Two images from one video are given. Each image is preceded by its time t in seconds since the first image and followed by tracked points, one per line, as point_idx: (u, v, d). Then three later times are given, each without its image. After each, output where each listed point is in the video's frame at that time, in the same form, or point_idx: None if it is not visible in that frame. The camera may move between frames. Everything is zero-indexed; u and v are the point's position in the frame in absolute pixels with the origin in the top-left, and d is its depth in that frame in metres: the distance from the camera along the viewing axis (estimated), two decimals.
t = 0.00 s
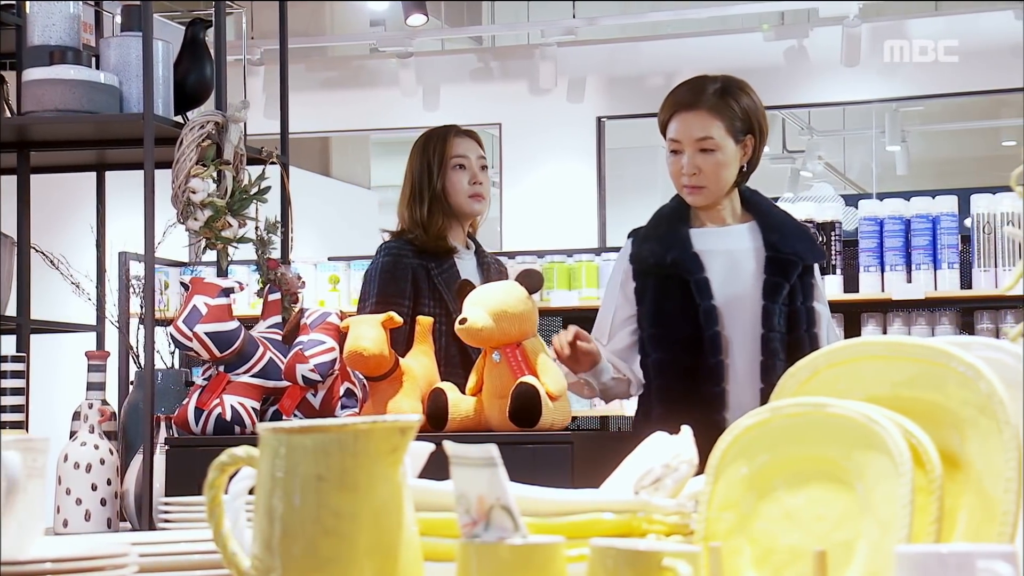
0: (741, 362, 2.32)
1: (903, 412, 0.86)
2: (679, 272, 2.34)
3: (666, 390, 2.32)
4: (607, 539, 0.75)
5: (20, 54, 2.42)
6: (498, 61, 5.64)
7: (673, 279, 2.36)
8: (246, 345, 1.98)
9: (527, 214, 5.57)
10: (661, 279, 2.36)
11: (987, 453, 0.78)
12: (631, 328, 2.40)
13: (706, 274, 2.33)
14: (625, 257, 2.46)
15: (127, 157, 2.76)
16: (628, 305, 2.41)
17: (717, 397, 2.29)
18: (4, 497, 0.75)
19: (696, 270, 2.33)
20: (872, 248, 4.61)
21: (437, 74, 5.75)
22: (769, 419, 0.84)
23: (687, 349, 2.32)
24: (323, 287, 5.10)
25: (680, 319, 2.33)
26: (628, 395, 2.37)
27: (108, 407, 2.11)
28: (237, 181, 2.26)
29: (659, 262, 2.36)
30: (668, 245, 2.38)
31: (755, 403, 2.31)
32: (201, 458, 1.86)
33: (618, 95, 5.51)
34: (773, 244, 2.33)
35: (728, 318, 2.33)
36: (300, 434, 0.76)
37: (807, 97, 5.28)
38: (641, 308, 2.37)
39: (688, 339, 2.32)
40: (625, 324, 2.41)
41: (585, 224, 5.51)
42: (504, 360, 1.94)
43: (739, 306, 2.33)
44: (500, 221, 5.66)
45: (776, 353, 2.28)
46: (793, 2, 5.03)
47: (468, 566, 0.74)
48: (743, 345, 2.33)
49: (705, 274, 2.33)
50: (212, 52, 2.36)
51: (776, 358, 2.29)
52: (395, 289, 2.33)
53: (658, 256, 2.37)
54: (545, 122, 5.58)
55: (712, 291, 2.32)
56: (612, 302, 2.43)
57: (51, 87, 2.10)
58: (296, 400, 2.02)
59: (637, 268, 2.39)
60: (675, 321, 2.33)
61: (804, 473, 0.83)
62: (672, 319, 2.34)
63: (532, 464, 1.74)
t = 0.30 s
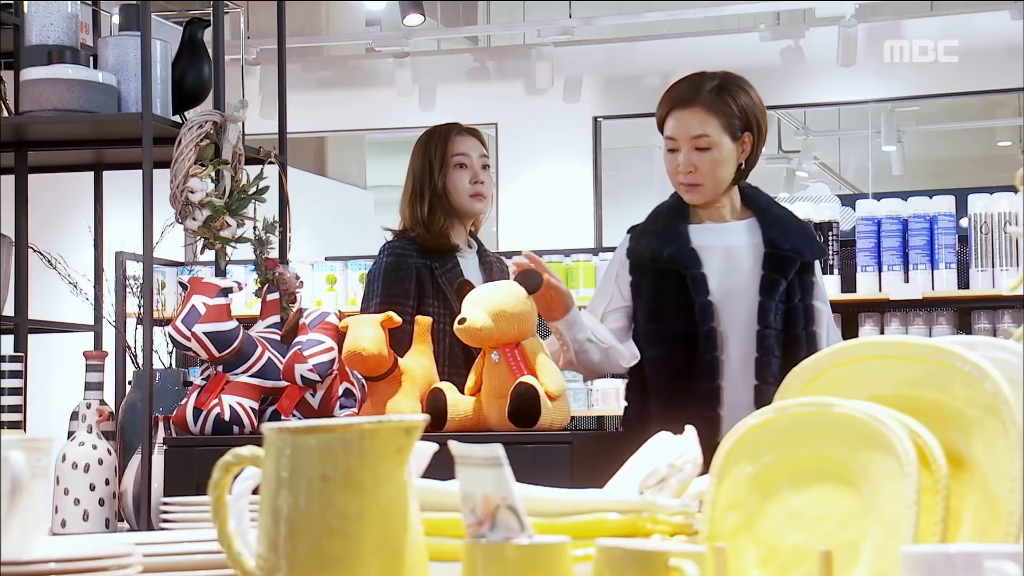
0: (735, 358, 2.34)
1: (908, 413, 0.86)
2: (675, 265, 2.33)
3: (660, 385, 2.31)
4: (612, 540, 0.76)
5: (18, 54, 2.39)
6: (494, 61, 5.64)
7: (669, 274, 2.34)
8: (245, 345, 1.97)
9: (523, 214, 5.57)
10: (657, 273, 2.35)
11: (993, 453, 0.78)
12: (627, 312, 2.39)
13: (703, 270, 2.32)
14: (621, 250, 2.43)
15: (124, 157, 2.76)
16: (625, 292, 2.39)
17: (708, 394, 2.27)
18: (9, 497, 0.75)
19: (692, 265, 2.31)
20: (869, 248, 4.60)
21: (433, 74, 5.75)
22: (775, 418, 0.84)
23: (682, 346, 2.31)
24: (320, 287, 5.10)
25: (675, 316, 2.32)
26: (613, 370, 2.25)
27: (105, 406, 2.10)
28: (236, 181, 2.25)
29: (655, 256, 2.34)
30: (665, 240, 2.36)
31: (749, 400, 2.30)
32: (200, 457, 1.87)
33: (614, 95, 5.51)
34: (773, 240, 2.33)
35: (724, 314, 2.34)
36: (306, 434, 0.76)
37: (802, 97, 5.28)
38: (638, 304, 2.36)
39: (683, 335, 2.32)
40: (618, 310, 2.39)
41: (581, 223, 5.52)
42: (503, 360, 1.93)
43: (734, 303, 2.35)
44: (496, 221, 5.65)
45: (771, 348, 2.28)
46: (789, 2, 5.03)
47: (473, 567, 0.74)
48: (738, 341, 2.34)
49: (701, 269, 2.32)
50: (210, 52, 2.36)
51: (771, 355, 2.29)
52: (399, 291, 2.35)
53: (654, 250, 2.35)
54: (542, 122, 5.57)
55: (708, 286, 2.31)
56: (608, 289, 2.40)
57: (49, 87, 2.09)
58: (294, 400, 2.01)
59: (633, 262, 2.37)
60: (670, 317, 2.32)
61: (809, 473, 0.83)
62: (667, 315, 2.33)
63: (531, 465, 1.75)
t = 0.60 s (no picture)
0: (727, 356, 2.33)
1: (911, 413, 0.86)
2: (668, 260, 2.32)
3: (651, 382, 2.30)
4: (617, 541, 0.75)
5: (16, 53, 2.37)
6: (491, 61, 5.64)
7: (663, 271, 2.33)
8: (244, 345, 1.96)
9: (520, 213, 5.57)
10: (651, 270, 2.34)
11: (996, 453, 0.78)
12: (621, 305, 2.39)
13: (697, 267, 2.32)
14: (615, 248, 2.43)
15: (121, 158, 2.76)
16: (620, 285, 2.39)
17: (700, 392, 2.29)
18: (12, 497, 0.76)
19: (686, 262, 2.31)
20: (867, 248, 4.60)
21: (430, 74, 5.75)
22: (778, 418, 0.84)
23: (675, 343, 2.30)
24: (318, 286, 5.10)
25: (668, 313, 2.31)
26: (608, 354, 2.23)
27: (103, 407, 2.10)
28: (234, 181, 2.24)
29: (649, 252, 2.33)
30: (659, 236, 2.36)
31: (739, 398, 2.30)
32: (199, 458, 1.87)
33: (610, 95, 5.51)
34: (767, 237, 2.33)
35: (717, 311, 2.34)
36: (308, 434, 0.76)
37: (799, 97, 5.28)
38: (633, 300, 2.35)
39: (676, 334, 2.31)
40: (611, 301, 2.38)
41: (578, 223, 5.51)
42: (502, 360, 1.93)
43: (727, 300, 2.34)
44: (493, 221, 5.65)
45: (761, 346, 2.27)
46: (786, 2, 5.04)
47: (477, 567, 0.74)
48: (730, 337, 2.33)
49: (695, 266, 2.31)
50: (208, 51, 2.36)
51: (761, 352, 2.28)
52: (398, 292, 2.35)
53: (647, 248, 2.35)
54: (538, 122, 5.57)
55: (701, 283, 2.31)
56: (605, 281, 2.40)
57: (47, 86, 2.09)
58: (293, 400, 1.99)
59: (628, 259, 2.36)
60: (662, 315, 2.31)
61: (812, 473, 0.83)
62: (658, 312, 2.31)
63: (530, 465, 1.75)
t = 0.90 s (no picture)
0: (715, 356, 2.33)
1: (912, 413, 0.86)
2: (658, 262, 2.32)
3: (642, 383, 2.31)
4: (619, 541, 0.75)
5: (13, 52, 2.37)
6: (489, 61, 5.64)
7: (652, 272, 2.33)
8: (243, 345, 1.95)
9: (517, 213, 5.56)
10: (642, 272, 2.34)
11: (998, 453, 0.78)
12: (615, 311, 2.39)
13: (686, 267, 2.31)
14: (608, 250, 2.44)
15: (119, 157, 2.76)
16: (615, 290, 2.40)
17: (690, 392, 2.29)
18: (12, 497, 0.76)
19: (675, 263, 2.30)
20: (865, 249, 4.60)
21: (427, 74, 5.75)
22: (779, 418, 0.84)
23: (664, 344, 2.31)
24: (316, 287, 5.09)
25: (657, 315, 2.32)
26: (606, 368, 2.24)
27: (101, 407, 2.09)
28: (233, 181, 2.24)
29: (638, 254, 2.33)
30: (648, 237, 2.35)
31: (728, 398, 2.31)
32: (196, 458, 1.89)
33: (607, 95, 5.51)
34: (759, 236, 2.32)
35: (705, 311, 2.34)
36: (310, 435, 0.76)
37: (795, 97, 5.28)
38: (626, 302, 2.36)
39: (664, 334, 2.32)
40: (606, 307, 2.39)
41: (576, 223, 5.50)
42: (500, 360, 1.92)
43: (716, 300, 2.34)
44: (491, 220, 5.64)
45: (749, 346, 2.26)
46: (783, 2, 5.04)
47: (479, 567, 0.74)
48: (717, 336, 2.33)
49: (684, 266, 2.31)
50: (207, 50, 2.36)
51: (750, 353, 2.28)
52: (397, 292, 2.35)
53: (636, 249, 2.34)
54: (536, 122, 5.57)
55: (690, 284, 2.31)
56: (599, 287, 2.41)
57: (45, 87, 2.08)
58: (292, 400, 1.99)
59: (619, 260, 2.36)
60: (651, 315, 2.32)
61: (814, 473, 0.83)
62: (648, 312, 2.32)
63: (530, 465, 1.75)
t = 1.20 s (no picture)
0: (706, 358, 2.33)
1: (913, 413, 0.86)
2: (648, 264, 2.33)
3: (634, 386, 2.32)
4: (619, 541, 0.76)
5: (10, 52, 2.37)
6: (487, 61, 5.64)
7: (643, 273, 2.34)
8: (241, 345, 1.96)
9: (514, 214, 5.56)
10: (633, 274, 2.36)
11: (999, 453, 0.78)
12: (609, 314, 2.38)
13: (677, 268, 2.32)
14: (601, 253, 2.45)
15: (117, 158, 2.76)
16: (608, 292, 2.39)
17: (679, 394, 2.28)
18: (12, 497, 0.77)
19: (666, 263, 2.31)
20: (863, 249, 4.60)
21: (425, 74, 5.76)
22: (780, 418, 0.84)
23: (653, 345, 2.32)
24: (314, 287, 5.08)
25: (648, 317, 2.32)
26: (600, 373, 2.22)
27: (100, 407, 2.09)
28: (231, 181, 2.24)
29: (630, 254, 2.35)
30: (640, 238, 2.36)
31: (719, 399, 2.30)
32: (195, 459, 1.86)
33: (605, 95, 5.51)
34: (750, 236, 2.32)
35: (696, 312, 2.34)
36: (311, 435, 0.76)
37: (793, 97, 5.28)
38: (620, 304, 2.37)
39: (653, 335, 2.32)
40: (600, 311, 2.38)
41: (573, 223, 5.49)
42: (498, 360, 1.92)
43: (707, 301, 2.35)
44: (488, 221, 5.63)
45: (739, 347, 2.26)
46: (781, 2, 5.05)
47: (480, 567, 0.74)
48: (709, 338, 2.34)
49: (675, 267, 2.32)
50: (205, 50, 2.35)
51: (740, 354, 2.27)
52: (394, 293, 2.35)
53: (629, 252, 2.35)
54: (534, 122, 5.57)
55: (682, 285, 2.31)
56: (593, 290, 2.40)
57: (43, 86, 2.08)
58: (290, 400, 1.97)
59: (611, 262, 2.38)
60: (642, 316, 2.33)
61: (814, 473, 0.83)
62: (638, 314, 2.33)
63: (530, 466, 1.75)
